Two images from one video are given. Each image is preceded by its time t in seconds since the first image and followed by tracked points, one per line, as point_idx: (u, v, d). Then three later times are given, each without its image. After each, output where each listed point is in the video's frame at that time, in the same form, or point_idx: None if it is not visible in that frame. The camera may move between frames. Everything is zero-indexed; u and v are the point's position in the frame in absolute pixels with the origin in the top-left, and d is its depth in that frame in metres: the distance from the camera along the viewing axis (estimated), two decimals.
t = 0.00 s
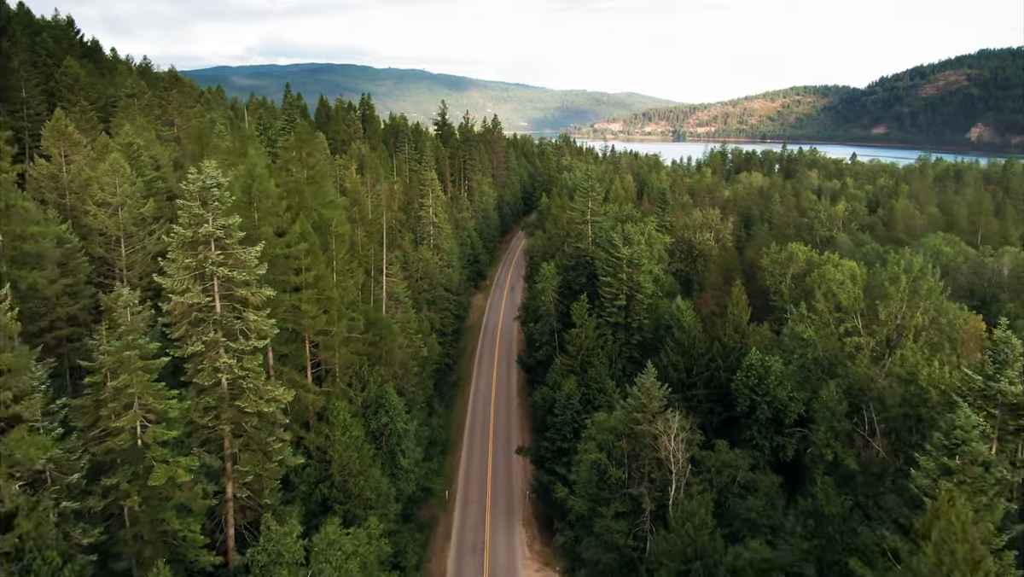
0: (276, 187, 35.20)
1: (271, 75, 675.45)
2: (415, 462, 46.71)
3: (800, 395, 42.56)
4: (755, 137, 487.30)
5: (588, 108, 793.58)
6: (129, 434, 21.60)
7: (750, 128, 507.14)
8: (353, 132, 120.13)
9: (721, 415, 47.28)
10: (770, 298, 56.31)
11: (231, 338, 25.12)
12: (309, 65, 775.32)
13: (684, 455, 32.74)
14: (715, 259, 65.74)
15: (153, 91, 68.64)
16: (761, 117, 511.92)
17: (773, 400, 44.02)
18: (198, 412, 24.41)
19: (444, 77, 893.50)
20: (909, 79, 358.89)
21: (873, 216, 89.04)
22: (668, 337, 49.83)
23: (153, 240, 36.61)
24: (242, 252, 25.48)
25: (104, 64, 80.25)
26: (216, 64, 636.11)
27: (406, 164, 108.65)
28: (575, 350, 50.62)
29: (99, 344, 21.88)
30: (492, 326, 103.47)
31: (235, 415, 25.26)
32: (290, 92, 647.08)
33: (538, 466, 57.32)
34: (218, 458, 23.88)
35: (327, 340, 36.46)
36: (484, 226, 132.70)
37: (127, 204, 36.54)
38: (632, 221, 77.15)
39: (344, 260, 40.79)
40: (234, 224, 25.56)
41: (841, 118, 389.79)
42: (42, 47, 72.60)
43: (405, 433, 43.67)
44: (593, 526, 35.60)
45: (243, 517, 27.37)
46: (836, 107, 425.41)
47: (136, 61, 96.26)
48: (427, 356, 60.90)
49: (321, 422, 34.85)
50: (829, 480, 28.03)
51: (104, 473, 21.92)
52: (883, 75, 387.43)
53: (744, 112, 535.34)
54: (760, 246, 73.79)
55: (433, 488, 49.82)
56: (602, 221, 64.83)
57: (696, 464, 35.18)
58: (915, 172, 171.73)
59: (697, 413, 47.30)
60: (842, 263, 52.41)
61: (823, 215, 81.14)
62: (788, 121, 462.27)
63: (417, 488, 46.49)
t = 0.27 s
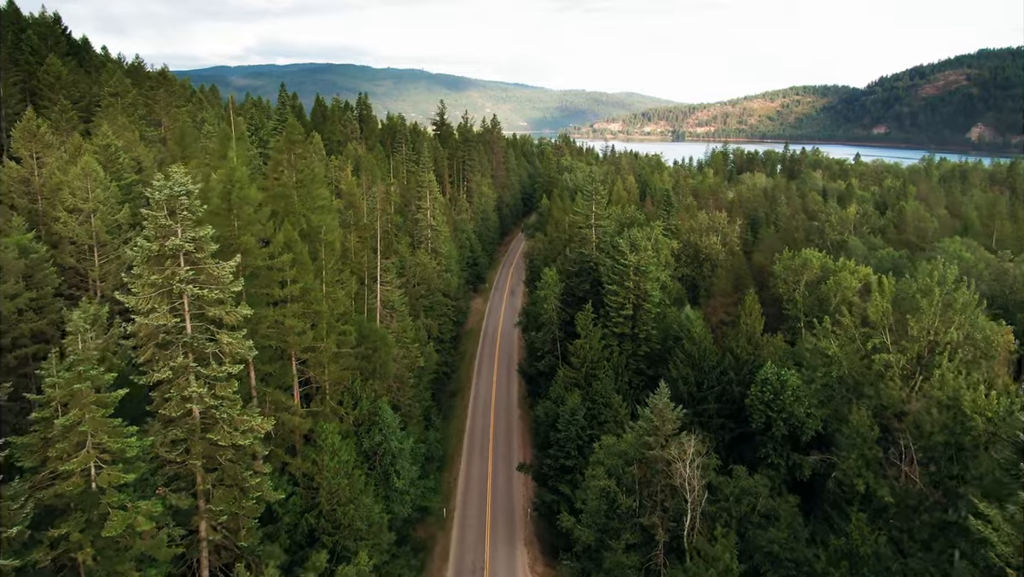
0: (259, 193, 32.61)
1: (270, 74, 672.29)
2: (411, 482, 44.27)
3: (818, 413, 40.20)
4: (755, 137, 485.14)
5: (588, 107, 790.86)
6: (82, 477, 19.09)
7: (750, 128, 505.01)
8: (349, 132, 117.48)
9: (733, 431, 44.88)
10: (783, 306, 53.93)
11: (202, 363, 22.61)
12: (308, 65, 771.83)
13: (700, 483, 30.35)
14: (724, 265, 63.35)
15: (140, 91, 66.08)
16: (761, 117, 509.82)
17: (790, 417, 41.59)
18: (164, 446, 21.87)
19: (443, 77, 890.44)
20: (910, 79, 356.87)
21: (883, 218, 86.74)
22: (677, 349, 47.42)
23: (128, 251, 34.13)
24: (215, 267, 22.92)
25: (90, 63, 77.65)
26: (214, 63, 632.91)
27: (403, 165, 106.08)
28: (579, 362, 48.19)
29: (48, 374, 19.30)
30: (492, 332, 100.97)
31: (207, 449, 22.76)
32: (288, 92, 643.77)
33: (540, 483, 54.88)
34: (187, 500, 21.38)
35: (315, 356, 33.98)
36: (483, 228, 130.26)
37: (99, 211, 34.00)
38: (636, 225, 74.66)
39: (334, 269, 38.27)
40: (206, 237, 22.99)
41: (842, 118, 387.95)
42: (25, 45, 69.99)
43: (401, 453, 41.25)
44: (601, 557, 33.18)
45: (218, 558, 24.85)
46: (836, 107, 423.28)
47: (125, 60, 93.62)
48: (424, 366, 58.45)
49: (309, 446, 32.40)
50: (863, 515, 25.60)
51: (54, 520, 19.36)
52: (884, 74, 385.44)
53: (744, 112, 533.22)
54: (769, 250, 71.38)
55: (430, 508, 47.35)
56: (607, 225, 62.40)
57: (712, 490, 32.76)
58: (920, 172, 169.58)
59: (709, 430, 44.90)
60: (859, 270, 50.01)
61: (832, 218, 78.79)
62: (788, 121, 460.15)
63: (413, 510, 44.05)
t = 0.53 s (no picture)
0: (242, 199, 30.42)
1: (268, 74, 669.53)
2: (407, 501, 42.16)
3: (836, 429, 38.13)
4: (755, 137, 483.33)
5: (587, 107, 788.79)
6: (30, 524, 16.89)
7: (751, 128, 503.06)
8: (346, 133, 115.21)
9: (746, 446, 42.80)
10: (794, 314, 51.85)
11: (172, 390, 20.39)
12: (306, 65, 769.14)
13: (717, 511, 28.26)
14: (732, 270, 61.25)
15: (127, 90, 63.85)
16: (760, 117, 508.09)
17: (806, 433, 39.53)
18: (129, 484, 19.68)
19: (442, 76, 887.89)
20: (911, 78, 355.11)
21: (892, 220, 84.72)
22: (686, 360, 45.31)
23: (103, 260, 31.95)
24: (186, 284, 20.70)
25: (77, 62, 75.38)
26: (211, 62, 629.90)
27: (401, 166, 103.83)
28: (584, 373, 45.99)
29: None
30: (491, 336, 98.87)
31: (178, 485, 20.58)
32: (287, 91, 641.10)
33: (542, 498, 52.83)
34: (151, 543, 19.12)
35: (304, 373, 31.82)
36: (483, 229, 128.13)
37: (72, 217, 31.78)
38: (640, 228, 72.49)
39: (324, 279, 36.08)
40: (177, 250, 20.76)
41: (843, 118, 386.37)
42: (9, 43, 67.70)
43: (396, 471, 39.13)
44: None
45: None
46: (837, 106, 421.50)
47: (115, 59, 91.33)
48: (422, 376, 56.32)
49: (297, 470, 30.29)
50: (898, 552, 23.52)
51: None
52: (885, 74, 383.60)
53: (743, 112, 531.47)
54: (777, 254, 69.28)
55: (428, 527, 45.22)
56: (611, 229, 60.28)
57: (729, 517, 30.69)
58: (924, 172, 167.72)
59: (719, 445, 42.82)
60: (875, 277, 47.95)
61: (841, 220, 76.80)
62: (788, 121, 458.23)
63: (409, 530, 41.95)
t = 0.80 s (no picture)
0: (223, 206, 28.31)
1: (267, 74, 666.69)
2: (403, 522, 40.08)
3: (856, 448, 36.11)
4: (755, 137, 481.35)
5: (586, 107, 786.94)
6: None
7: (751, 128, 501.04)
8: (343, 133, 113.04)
9: (759, 464, 40.81)
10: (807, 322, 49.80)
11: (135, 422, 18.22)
12: (306, 65, 766.46)
13: (736, 543, 26.18)
14: (740, 275, 59.19)
15: (113, 89, 61.59)
16: (761, 117, 506.00)
17: (823, 451, 37.57)
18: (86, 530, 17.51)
19: (441, 76, 885.32)
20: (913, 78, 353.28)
21: (901, 223, 82.72)
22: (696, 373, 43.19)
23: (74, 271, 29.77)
24: (152, 303, 18.57)
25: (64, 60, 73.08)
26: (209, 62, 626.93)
27: (399, 167, 101.60)
28: (588, 386, 43.93)
29: None
30: (491, 341, 96.86)
31: (144, 529, 18.43)
32: (285, 91, 638.53)
33: (544, 513, 50.80)
34: None
35: (291, 392, 29.70)
36: (482, 231, 126.03)
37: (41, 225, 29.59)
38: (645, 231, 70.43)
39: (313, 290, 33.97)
40: (142, 266, 18.60)
41: (844, 117, 384.39)
42: None
43: (391, 492, 37.11)
44: None
45: None
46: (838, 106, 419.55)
47: (105, 57, 89.01)
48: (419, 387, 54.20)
49: (284, 498, 28.21)
50: None
51: None
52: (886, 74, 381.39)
53: (743, 112, 529.46)
54: (786, 259, 67.20)
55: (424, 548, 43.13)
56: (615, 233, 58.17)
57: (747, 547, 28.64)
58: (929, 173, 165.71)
59: (731, 462, 40.84)
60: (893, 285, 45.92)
61: (850, 223, 74.77)
62: (788, 121, 456.31)
63: (405, 552, 39.98)
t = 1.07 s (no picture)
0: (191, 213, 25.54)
1: (265, 73, 663.61)
2: (397, 550, 37.60)
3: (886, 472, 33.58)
4: (755, 137, 479.80)
5: (585, 108, 785.26)
6: None
7: (751, 128, 499.36)
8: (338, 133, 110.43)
9: (776, 486, 38.35)
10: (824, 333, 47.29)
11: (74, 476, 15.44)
12: (304, 65, 763.88)
13: None
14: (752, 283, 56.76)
15: (96, 88, 58.93)
16: (761, 117, 503.82)
17: (847, 474, 35.14)
18: None
19: (441, 76, 882.34)
20: (914, 78, 351.62)
21: (914, 225, 80.47)
22: (710, 389, 40.63)
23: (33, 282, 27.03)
24: (98, 333, 15.90)
25: (48, 59, 70.39)
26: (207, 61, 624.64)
27: (396, 168, 98.97)
28: (595, 402, 41.37)
29: None
30: (490, 347, 94.34)
31: None
32: (284, 91, 635.64)
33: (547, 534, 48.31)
34: None
35: (273, 419, 27.08)
36: (482, 233, 123.61)
37: None
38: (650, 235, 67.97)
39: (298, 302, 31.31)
40: (84, 288, 15.83)
41: (845, 117, 382.37)
42: None
43: (384, 519, 34.59)
44: None
45: None
46: (839, 106, 417.83)
47: (92, 55, 86.27)
48: (415, 400, 51.67)
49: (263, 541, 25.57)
50: None
51: None
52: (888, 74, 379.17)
53: (743, 112, 527.38)
54: (797, 264, 64.81)
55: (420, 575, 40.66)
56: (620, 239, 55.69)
57: None
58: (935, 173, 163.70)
59: (746, 484, 38.35)
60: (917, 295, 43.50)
61: (863, 226, 72.39)
62: (788, 121, 454.90)
63: None
